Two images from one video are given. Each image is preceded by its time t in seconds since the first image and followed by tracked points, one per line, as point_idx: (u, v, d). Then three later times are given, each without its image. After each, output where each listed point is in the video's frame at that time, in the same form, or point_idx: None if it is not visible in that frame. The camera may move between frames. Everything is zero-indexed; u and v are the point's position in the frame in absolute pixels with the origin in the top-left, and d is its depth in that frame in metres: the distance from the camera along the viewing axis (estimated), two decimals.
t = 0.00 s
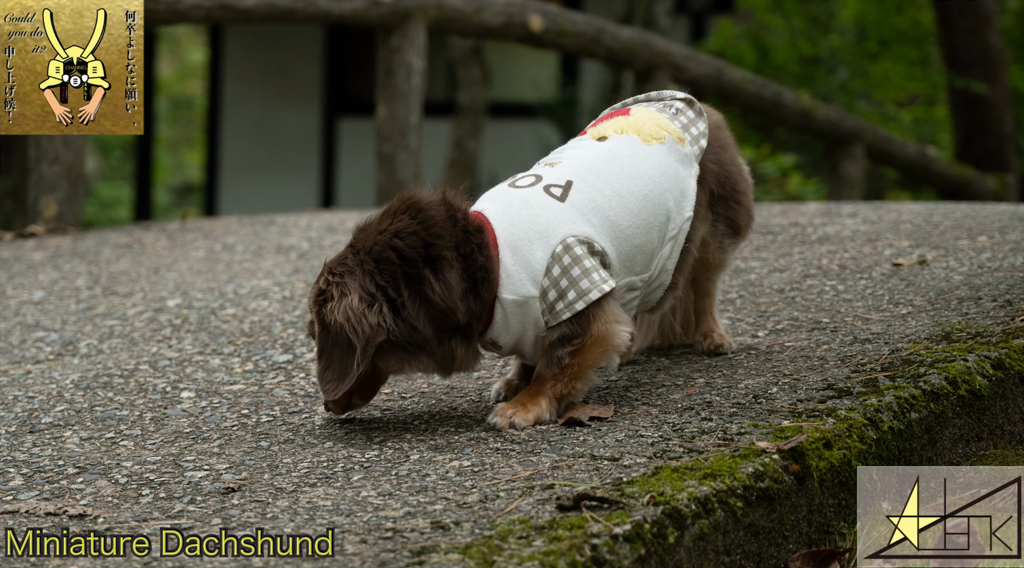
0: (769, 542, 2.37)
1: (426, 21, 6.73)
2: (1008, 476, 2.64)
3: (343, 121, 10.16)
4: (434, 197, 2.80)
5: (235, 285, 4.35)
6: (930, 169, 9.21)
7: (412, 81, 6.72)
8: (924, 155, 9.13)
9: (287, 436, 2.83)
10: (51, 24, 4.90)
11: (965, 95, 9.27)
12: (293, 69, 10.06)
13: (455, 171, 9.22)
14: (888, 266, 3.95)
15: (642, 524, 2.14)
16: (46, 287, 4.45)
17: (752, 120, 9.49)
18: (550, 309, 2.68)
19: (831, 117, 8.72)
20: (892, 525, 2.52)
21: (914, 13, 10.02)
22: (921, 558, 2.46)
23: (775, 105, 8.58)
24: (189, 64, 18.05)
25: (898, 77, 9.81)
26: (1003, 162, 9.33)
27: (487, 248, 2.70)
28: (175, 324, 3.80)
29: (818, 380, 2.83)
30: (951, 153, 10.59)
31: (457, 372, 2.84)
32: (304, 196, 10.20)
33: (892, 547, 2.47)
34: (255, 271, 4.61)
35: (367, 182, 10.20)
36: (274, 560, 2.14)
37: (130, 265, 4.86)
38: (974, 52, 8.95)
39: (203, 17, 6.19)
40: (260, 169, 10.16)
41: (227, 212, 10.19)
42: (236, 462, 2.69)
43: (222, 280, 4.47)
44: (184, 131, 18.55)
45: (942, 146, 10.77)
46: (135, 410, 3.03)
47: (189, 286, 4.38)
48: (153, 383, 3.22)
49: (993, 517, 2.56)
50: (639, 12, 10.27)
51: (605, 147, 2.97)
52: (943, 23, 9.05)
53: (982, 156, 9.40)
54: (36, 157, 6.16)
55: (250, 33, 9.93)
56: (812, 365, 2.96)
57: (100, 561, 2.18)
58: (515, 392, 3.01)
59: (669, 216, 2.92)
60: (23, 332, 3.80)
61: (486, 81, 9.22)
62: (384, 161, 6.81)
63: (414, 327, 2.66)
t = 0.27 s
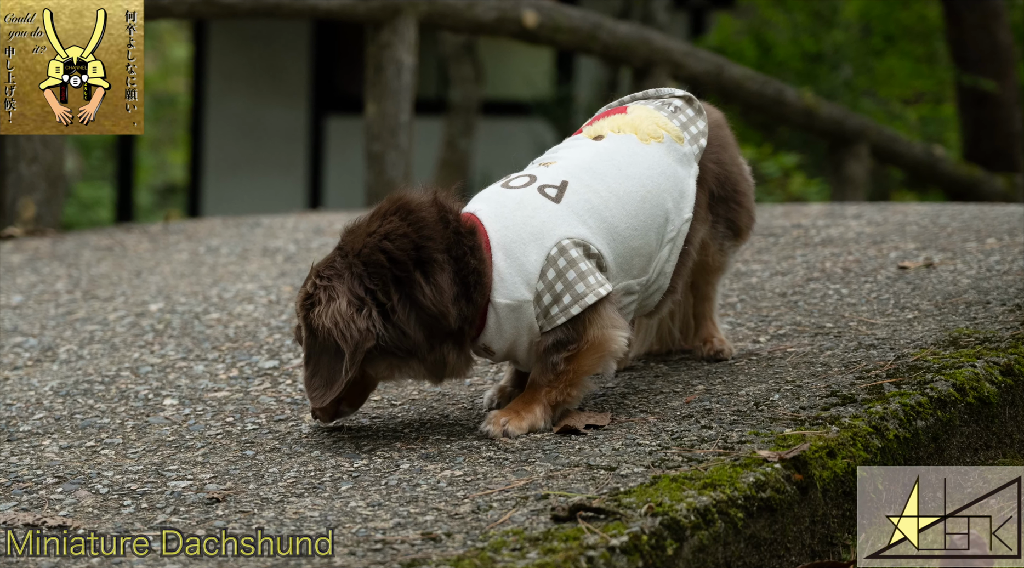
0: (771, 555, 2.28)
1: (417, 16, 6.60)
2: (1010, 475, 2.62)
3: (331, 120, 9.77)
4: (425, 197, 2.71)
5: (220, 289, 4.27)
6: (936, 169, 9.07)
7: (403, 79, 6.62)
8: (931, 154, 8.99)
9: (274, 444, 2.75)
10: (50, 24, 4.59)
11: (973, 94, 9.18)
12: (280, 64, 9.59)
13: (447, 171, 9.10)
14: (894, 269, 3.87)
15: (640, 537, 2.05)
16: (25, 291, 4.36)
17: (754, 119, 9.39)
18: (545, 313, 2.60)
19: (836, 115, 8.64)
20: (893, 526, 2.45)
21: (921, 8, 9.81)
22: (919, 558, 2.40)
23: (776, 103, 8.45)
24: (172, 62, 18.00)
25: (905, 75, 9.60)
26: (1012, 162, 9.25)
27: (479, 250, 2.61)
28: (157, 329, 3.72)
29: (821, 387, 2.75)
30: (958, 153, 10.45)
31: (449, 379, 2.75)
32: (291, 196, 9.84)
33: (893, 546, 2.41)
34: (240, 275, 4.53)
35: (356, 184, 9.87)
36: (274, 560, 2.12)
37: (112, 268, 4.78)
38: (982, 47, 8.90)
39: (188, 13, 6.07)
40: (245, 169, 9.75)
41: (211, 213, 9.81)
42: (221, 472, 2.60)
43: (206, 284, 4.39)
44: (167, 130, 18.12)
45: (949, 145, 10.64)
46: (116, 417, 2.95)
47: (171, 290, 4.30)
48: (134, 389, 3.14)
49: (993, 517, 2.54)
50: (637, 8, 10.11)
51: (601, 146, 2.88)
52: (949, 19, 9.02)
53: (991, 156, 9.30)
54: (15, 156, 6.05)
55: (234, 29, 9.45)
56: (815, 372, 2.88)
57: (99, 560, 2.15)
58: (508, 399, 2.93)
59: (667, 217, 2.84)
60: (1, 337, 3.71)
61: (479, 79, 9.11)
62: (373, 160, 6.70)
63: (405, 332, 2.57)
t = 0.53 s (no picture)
0: None
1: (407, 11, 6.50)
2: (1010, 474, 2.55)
3: (319, 119, 9.50)
4: (415, 198, 2.63)
5: (205, 293, 4.19)
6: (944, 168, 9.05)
7: (393, 75, 6.52)
8: (938, 155, 8.96)
9: (260, 453, 2.67)
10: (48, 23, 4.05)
11: (980, 91, 9.05)
12: (266, 61, 9.34)
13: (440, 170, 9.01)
14: (899, 272, 3.79)
15: (638, 549, 1.97)
16: (6, 295, 4.29)
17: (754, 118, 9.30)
18: (539, 318, 2.52)
19: (840, 114, 8.56)
20: (892, 526, 2.38)
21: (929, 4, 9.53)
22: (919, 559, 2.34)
23: (778, 100, 8.37)
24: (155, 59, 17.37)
25: (911, 72, 9.50)
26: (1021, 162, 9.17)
27: (472, 253, 2.53)
28: (140, 334, 3.65)
29: (825, 394, 2.67)
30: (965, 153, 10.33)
31: (440, 386, 2.67)
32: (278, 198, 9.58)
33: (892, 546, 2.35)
34: (226, 278, 4.46)
35: (344, 187, 9.60)
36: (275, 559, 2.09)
37: (93, 271, 4.71)
38: (991, 44, 8.76)
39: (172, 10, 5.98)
40: (230, 169, 9.50)
41: (196, 214, 9.57)
42: (205, 482, 2.52)
43: (191, 288, 4.31)
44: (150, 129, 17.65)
45: (957, 144, 10.49)
46: (97, 425, 2.87)
47: (154, 294, 4.22)
48: (116, 396, 3.06)
49: (993, 518, 2.49)
50: (635, 3, 9.99)
51: (598, 145, 2.80)
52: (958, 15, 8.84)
53: (999, 156, 9.20)
54: None
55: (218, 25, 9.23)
56: (818, 378, 2.80)
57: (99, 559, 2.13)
58: (502, 407, 2.85)
59: (665, 219, 2.76)
60: None
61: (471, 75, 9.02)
62: (362, 160, 6.61)
63: (395, 337, 2.50)
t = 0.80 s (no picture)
0: None
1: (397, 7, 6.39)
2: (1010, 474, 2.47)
3: (307, 117, 9.39)
4: (406, 199, 2.55)
5: (190, 297, 4.12)
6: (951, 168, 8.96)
7: (383, 72, 6.44)
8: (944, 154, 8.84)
9: (246, 462, 2.59)
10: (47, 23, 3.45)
11: (989, 88, 8.94)
12: (252, 59, 9.23)
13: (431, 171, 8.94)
14: (905, 275, 3.71)
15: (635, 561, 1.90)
16: None
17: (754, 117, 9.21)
18: (534, 322, 2.45)
19: (843, 112, 8.48)
20: (892, 526, 2.30)
21: None
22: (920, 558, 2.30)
23: (780, 98, 8.30)
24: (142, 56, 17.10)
25: (916, 69, 9.52)
26: None
27: (464, 255, 2.46)
28: (122, 339, 3.57)
29: (828, 401, 2.60)
30: (972, 152, 10.22)
31: (432, 393, 2.60)
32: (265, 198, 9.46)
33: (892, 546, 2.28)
34: (211, 282, 4.38)
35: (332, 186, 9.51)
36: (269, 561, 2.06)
37: (74, 275, 4.64)
38: (999, 41, 8.60)
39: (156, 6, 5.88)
40: (215, 169, 9.36)
41: (179, 216, 9.43)
42: (189, 491, 2.44)
43: (175, 291, 4.24)
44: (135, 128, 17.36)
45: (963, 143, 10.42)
46: (78, 433, 2.79)
47: (137, 297, 4.15)
48: (97, 404, 2.99)
49: (993, 517, 2.43)
50: None
51: (594, 144, 2.73)
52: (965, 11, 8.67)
53: (1008, 155, 9.12)
54: None
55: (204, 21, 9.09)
56: (821, 385, 2.73)
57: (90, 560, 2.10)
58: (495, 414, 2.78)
59: (664, 220, 2.69)
60: None
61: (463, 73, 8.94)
62: (352, 160, 6.53)
63: (385, 341, 2.42)
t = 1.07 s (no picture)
0: None
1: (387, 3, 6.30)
2: (1011, 473, 2.37)
3: (295, 115, 9.18)
4: (397, 200, 2.48)
5: (175, 301, 4.05)
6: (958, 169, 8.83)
7: (373, 69, 6.36)
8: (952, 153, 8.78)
9: (232, 471, 2.52)
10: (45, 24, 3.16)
11: (996, 86, 8.57)
12: (241, 56, 8.89)
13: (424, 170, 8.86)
14: (910, 278, 3.64)
15: None
16: None
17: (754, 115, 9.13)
18: (528, 327, 2.38)
19: (847, 110, 8.42)
20: (892, 527, 2.23)
21: None
22: (924, 558, 2.25)
23: (783, 96, 8.22)
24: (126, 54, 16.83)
25: (923, 66, 9.38)
26: None
27: (457, 257, 2.39)
28: (104, 344, 3.50)
29: (831, 408, 2.53)
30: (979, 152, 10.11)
31: (424, 399, 2.52)
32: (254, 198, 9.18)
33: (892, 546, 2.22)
34: (196, 285, 4.32)
35: (321, 187, 9.35)
36: None
37: (55, 277, 4.57)
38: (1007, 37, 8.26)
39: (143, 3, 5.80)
40: (203, 169, 8.93)
41: (164, 218, 8.95)
42: (174, 501, 2.37)
43: (160, 295, 4.17)
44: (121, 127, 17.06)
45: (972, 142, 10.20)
46: (59, 441, 2.72)
47: (120, 301, 4.08)
48: (79, 410, 2.91)
49: (994, 517, 2.34)
50: None
51: (591, 143, 2.66)
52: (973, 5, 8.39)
53: (1015, 154, 8.82)
54: None
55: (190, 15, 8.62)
56: (825, 391, 2.66)
57: None
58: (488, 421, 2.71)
59: (662, 222, 2.61)
60: None
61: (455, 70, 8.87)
62: (341, 160, 6.45)
63: (375, 347, 2.35)
